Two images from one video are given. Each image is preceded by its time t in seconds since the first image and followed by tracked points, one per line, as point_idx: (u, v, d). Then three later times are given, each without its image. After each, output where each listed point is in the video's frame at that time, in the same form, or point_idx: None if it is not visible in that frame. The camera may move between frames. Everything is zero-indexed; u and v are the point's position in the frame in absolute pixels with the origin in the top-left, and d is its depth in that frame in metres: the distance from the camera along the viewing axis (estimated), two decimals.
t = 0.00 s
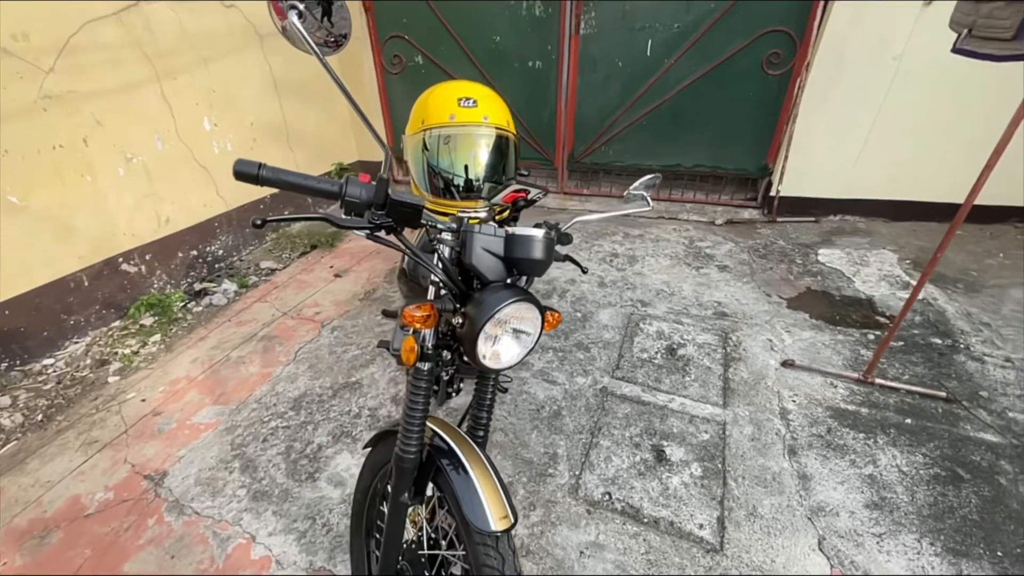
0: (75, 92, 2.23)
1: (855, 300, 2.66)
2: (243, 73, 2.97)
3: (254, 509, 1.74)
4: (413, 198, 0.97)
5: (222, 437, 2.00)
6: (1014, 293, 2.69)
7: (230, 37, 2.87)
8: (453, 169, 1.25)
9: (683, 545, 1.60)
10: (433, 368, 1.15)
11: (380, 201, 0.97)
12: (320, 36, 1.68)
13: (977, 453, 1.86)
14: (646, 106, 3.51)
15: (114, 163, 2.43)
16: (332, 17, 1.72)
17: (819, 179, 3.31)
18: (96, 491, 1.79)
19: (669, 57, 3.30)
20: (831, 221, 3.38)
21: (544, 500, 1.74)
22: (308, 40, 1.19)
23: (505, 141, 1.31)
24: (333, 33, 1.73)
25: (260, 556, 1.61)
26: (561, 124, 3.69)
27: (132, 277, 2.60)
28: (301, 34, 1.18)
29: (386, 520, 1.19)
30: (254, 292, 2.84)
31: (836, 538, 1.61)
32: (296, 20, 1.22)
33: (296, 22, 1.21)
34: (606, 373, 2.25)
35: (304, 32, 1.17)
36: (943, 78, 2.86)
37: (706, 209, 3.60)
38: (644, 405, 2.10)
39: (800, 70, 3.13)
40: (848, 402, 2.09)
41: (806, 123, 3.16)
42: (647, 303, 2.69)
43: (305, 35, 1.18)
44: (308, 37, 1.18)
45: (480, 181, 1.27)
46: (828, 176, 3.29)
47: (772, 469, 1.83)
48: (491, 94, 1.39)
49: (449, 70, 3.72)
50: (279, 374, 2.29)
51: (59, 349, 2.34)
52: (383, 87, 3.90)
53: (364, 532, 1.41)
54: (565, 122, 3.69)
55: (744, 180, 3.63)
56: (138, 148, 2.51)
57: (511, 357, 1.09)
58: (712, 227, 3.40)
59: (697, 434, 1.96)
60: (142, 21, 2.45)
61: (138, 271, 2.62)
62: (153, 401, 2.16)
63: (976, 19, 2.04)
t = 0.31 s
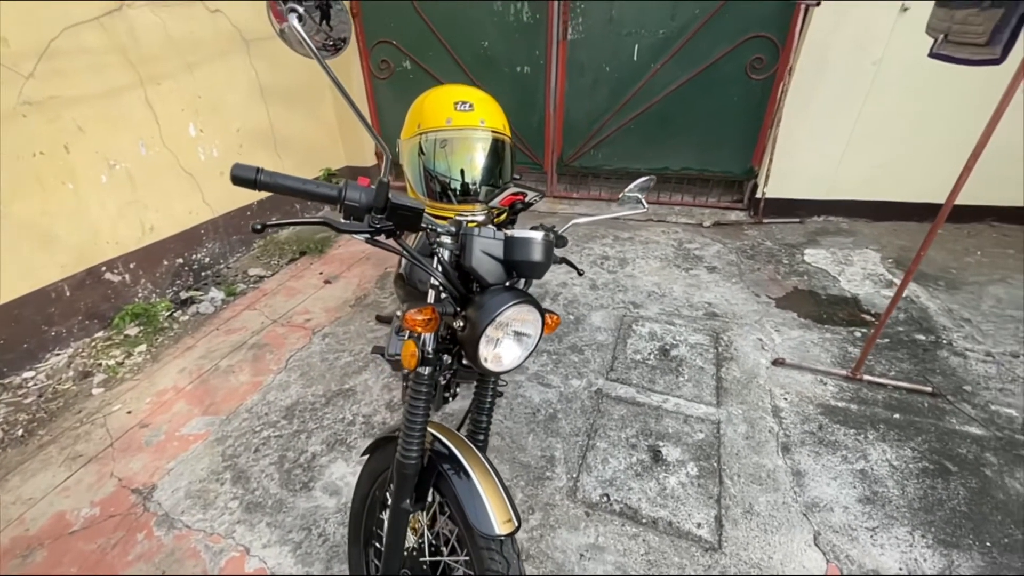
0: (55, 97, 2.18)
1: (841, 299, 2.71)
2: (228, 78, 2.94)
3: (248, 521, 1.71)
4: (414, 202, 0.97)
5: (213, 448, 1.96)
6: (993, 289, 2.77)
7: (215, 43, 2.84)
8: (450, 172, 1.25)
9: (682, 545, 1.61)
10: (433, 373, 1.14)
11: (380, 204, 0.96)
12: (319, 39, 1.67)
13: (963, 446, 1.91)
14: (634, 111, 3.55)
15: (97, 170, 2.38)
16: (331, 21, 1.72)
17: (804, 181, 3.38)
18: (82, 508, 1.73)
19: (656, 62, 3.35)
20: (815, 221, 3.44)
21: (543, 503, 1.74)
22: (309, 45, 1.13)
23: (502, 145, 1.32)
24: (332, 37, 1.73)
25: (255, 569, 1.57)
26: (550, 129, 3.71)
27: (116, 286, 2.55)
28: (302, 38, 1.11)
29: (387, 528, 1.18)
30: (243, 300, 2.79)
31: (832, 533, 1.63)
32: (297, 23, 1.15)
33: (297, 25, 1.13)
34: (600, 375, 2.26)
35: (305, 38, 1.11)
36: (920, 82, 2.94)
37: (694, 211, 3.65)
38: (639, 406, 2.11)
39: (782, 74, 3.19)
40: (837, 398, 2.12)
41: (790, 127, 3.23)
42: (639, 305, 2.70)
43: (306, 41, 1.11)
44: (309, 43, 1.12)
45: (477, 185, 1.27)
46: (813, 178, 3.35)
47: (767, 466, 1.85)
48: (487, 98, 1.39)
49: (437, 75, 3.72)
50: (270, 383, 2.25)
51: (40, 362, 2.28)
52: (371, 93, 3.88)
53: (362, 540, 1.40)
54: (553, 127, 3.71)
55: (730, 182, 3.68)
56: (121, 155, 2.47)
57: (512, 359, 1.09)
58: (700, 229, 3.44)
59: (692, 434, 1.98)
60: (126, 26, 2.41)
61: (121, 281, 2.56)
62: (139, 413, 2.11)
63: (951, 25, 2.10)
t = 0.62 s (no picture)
0: (34, 106, 2.13)
1: (826, 297, 2.77)
2: (213, 86, 2.90)
3: (241, 536, 1.66)
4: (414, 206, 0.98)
5: (203, 462, 1.92)
6: (970, 285, 2.85)
7: (198, 50, 2.81)
8: (446, 177, 1.26)
9: (681, 544, 1.62)
10: (434, 379, 1.14)
11: (380, 210, 0.96)
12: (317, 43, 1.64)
13: (948, 438, 1.96)
14: (620, 116, 3.59)
15: (77, 180, 2.32)
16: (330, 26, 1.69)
17: (786, 183, 3.45)
18: (66, 528, 1.68)
19: (640, 68, 3.40)
20: (799, 222, 3.52)
21: (542, 508, 1.73)
22: (309, 47, 1.12)
23: (497, 150, 1.32)
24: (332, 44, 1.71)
25: None
26: (537, 134, 3.74)
27: (98, 299, 2.48)
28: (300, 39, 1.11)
29: (390, 537, 1.17)
30: (230, 310, 2.75)
31: (827, 527, 1.65)
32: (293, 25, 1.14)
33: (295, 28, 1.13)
34: (595, 378, 2.27)
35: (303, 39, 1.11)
36: (895, 86, 3.04)
37: (681, 214, 3.70)
38: (634, 407, 2.13)
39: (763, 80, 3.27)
40: (827, 395, 2.16)
41: (772, 131, 3.30)
42: (631, 307, 2.73)
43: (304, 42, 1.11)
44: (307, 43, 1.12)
45: (474, 190, 1.28)
46: (795, 180, 3.43)
47: (762, 464, 1.87)
48: (482, 104, 1.40)
49: (424, 82, 3.72)
50: (261, 394, 2.21)
51: (18, 378, 2.21)
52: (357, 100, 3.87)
53: (363, 551, 1.39)
54: (541, 132, 3.73)
55: (715, 186, 3.74)
56: (102, 164, 2.41)
57: (513, 363, 1.09)
58: (687, 231, 3.49)
59: (687, 433, 2.00)
60: (106, 33, 2.37)
61: (103, 293, 2.50)
62: (125, 428, 2.05)
63: (925, 31, 2.18)
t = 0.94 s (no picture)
0: (3, 119, 2.06)
1: (806, 297, 2.84)
2: (190, 97, 2.85)
3: (230, 557, 1.61)
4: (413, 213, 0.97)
5: (188, 482, 1.85)
6: (939, 282, 2.97)
7: (175, 61, 2.76)
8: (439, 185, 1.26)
9: (678, 545, 1.63)
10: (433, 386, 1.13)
11: (379, 218, 0.96)
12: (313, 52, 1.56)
13: (928, 430, 2.02)
14: (601, 124, 3.65)
15: (49, 195, 2.25)
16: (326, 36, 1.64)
17: (764, 188, 3.55)
18: (41, 558, 1.60)
19: (620, 78, 3.47)
20: (776, 225, 3.61)
21: (540, 514, 1.72)
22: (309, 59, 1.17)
23: (490, 158, 1.33)
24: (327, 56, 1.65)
25: None
26: (520, 143, 3.77)
27: (71, 317, 2.39)
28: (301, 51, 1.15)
29: (391, 550, 1.15)
30: (211, 326, 2.68)
31: (818, 521, 1.69)
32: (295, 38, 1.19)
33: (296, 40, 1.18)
34: (586, 383, 2.28)
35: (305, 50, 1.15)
36: (862, 93, 3.16)
37: (662, 220, 3.77)
38: (625, 410, 2.14)
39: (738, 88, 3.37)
40: (811, 392, 2.22)
41: (748, 137, 3.39)
42: (618, 312, 2.75)
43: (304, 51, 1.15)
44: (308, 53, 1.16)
45: (467, 198, 1.29)
46: (771, 185, 3.53)
47: (752, 462, 1.90)
48: (473, 113, 1.41)
49: (406, 92, 3.72)
50: (246, 410, 2.16)
51: None
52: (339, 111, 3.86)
53: (361, 566, 1.36)
54: (523, 140, 3.77)
55: (695, 191, 3.82)
56: (76, 178, 2.34)
57: (513, 368, 1.08)
58: (669, 236, 3.55)
59: (679, 434, 2.02)
60: (79, 44, 2.32)
61: (77, 310, 2.41)
62: (103, 451, 1.97)
63: (890, 41, 2.28)
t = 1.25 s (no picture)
0: None
1: (783, 296, 2.92)
2: (164, 104, 2.79)
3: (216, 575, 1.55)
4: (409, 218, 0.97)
5: (169, 500, 1.79)
6: (908, 280, 3.09)
7: (148, 68, 2.70)
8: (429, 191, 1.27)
9: (671, 543, 1.65)
10: (430, 392, 1.12)
11: (375, 222, 0.95)
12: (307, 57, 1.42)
13: (904, 422, 2.09)
14: (581, 131, 3.70)
15: (15, 205, 2.16)
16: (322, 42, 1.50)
17: (740, 192, 3.65)
18: None
19: (599, 85, 3.53)
20: (752, 228, 3.71)
21: (534, 519, 1.72)
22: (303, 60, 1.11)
23: (481, 163, 1.34)
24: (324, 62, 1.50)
25: None
26: (502, 149, 3.79)
27: (39, 332, 2.29)
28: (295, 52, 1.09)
29: (390, 559, 1.13)
30: (189, 338, 2.60)
31: (804, 514, 1.73)
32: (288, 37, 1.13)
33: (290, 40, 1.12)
34: (574, 386, 2.29)
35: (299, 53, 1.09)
36: (831, 100, 3.29)
37: (643, 224, 3.83)
38: (614, 412, 2.16)
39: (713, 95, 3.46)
40: (793, 388, 2.27)
41: (724, 142, 3.49)
42: (603, 315, 2.78)
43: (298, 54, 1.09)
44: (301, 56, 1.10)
45: (458, 203, 1.29)
46: (747, 189, 3.63)
47: (739, 459, 1.94)
48: (465, 118, 1.40)
49: (387, 99, 3.71)
50: (229, 424, 2.10)
51: None
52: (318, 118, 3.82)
53: None
54: (506, 147, 3.79)
55: (674, 196, 3.89)
56: (44, 187, 2.26)
57: (509, 370, 1.08)
58: (651, 240, 3.61)
59: (667, 434, 2.05)
60: (47, 49, 2.24)
61: (45, 325, 2.31)
62: (76, 471, 1.89)
63: (857, 50, 2.40)
